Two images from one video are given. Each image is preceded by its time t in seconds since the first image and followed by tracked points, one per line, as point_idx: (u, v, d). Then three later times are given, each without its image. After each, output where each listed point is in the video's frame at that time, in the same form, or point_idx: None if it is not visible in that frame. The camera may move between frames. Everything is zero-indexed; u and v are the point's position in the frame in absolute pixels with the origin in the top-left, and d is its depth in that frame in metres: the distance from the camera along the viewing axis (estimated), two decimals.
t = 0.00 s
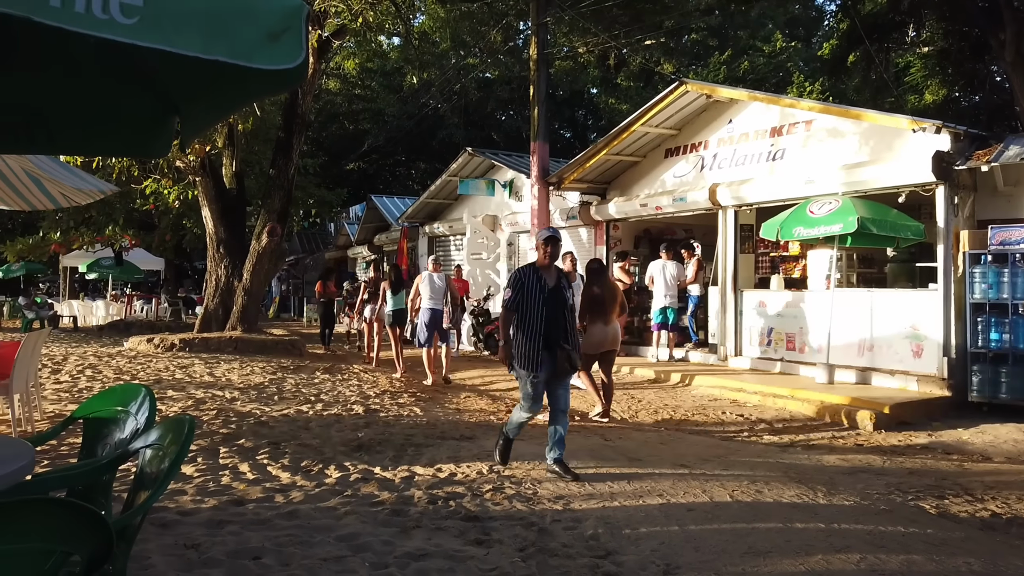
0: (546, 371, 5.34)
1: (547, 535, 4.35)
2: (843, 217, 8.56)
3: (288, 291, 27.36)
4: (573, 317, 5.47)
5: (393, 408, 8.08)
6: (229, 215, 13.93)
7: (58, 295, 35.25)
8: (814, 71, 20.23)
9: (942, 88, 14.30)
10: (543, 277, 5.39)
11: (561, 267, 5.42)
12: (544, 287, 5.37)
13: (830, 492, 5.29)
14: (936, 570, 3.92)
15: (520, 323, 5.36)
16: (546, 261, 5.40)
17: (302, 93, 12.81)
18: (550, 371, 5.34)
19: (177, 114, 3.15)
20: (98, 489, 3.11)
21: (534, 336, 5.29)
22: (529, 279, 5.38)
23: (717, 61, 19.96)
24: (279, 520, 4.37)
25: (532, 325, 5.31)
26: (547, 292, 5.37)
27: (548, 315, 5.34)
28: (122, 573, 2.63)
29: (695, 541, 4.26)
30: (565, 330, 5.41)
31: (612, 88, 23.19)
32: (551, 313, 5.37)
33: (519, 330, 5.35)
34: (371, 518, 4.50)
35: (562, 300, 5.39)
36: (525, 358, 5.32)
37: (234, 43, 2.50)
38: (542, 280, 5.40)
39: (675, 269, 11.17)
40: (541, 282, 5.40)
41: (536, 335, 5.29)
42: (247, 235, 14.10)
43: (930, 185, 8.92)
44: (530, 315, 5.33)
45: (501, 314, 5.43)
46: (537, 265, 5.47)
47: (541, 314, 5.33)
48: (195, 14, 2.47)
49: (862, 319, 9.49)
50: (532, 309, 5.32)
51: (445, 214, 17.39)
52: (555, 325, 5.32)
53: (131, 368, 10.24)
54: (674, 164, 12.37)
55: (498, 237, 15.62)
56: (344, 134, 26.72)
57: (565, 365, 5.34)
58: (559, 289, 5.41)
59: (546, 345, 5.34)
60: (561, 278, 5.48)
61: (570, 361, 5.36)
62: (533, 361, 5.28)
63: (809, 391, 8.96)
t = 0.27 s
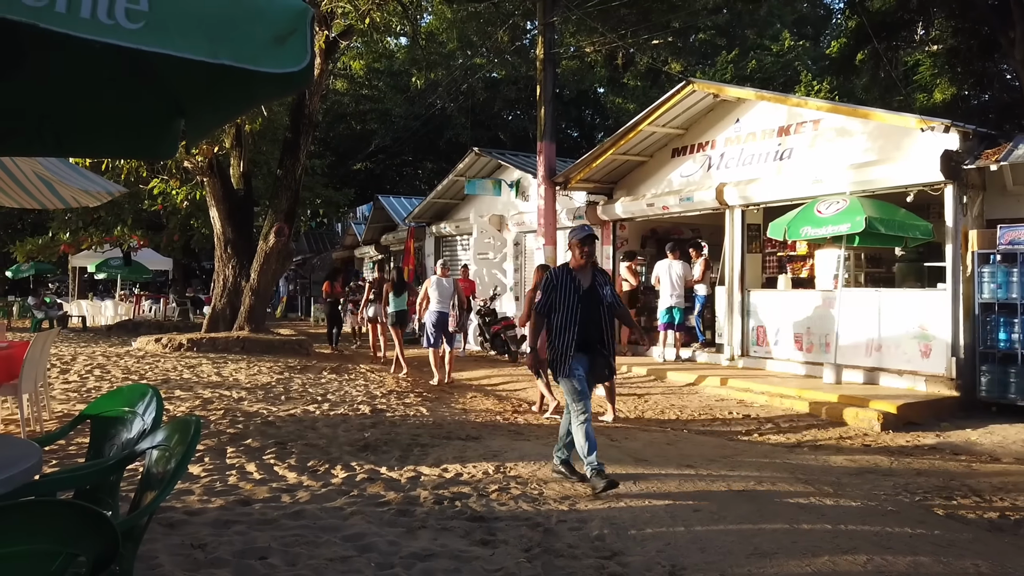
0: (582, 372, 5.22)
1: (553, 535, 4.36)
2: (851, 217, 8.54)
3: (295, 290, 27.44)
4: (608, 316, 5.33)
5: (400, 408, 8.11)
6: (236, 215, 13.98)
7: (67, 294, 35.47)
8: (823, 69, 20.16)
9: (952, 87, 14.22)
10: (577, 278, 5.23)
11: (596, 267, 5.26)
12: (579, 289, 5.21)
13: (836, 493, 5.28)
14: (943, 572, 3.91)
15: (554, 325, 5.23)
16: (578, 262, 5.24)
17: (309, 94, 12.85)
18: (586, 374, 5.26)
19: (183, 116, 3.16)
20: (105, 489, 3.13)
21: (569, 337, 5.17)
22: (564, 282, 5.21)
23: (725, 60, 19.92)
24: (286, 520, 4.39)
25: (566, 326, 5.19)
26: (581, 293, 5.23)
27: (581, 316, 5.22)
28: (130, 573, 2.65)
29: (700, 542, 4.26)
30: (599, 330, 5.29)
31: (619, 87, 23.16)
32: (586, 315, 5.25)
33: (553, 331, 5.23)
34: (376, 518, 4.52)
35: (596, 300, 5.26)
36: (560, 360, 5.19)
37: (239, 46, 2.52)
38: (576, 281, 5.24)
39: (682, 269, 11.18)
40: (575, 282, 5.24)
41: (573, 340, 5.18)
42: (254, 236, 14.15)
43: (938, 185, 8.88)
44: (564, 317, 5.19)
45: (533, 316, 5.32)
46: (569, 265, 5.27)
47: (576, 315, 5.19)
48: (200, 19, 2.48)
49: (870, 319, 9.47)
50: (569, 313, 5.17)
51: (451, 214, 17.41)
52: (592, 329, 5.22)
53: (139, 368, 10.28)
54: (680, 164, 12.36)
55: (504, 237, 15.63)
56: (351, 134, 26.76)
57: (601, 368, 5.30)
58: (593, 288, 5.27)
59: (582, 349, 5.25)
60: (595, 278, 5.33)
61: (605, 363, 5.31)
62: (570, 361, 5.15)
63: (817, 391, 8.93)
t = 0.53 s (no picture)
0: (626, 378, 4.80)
1: (559, 534, 4.36)
2: (857, 216, 8.51)
3: (301, 290, 27.49)
4: (649, 317, 4.96)
5: (405, 408, 8.12)
6: (242, 215, 14.01)
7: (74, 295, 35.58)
8: (829, 68, 20.10)
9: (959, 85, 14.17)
10: (616, 277, 4.89)
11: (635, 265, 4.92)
12: (618, 288, 4.86)
13: (843, 493, 5.27)
14: (950, 572, 3.90)
15: (593, 328, 4.82)
16: (616, 259, 4.91)
17: (315, 93, 12.87)
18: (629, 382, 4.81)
19: (190, 117, 3.18)
20: (114, 487, 3.15)
21: (612, 339, 4.75)
22: (602, 281, 4.86)
23: (730, 59, 19.89)
24: (292, 519, 4.40)
25: (608, 328, 4.77)
26: (621, 291, 4.86)
27: (623, 317, 4.84)
28: (137, 571, 2.65)
29: (707, 542, 4.25)
30: (641, 332, 4.90)
31: (624, 87, 23.13)
32: (627, 317, 4.86)
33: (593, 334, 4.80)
34: (383, 517, 4.52)
35: (637, 300, 4.90)
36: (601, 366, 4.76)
37: (248, 46, 2.53)
38: (615, 280, 4.89)
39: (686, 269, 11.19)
40: (614, 281, 4.89)
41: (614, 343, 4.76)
42: (260, 235, 14.18)
43: (945, 184, 8.85)
44: (605, 317, 4.79)
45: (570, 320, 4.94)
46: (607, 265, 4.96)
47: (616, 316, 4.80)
48: (209, 20, 2.50)
49: (877, 318, 9.46)
50: (608, 313, 4.79)
51: (457, 214, 17.43)
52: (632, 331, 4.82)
53: (146, 367, 10.31)
54: (686, 163, 12.34)
55: (510, 237, 15.63)
56: (356, 134, 26.79)
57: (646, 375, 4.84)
58: (634, 288, 4.92)
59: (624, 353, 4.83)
60: (634, 277, 4.98)
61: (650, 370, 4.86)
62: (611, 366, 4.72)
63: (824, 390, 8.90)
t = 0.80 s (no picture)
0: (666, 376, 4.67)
1: (565, 534, 4.36)
2: (866, 215, 8.48)
3: (308, 290, 27.56)
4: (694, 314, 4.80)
5: (412, 407, 8.13)
6: (250, 215, 14.06)
7: (84, 294, 35.74)
8: (837, 66, 20.03)
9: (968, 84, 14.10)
10: (661, 271, 4.74)
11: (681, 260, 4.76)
12: (662, 283, 4.70)
13: (851, 493, 5.26)
14: (958, 572, 3.90)
15: (635, 323, 4.69)
16: (663, 252, 4.75)
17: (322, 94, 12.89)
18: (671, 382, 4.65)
19: (197, 117, 3.19)
20: (124, 485, 3.17)
21: (655, 336, 4.62)
22: (646, 275, 4.71)
23: (738, 58, 19.88)
24: (300, 517, 4.42)
25: (652, 324, 4.64)
26: (667, 286, 4.71)
27: (666, 314, 4.68)
28: (147, 569, 2.67)
29: (714, 541, 4.25)
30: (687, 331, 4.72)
31: (632, 86, 23.11)
32: (671, 313, 4.70)
33: (635, 329, 4.67)
34: (390, 516, 4.53)
35: (683, 296, 4.73)
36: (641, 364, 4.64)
37: (255, 46, 2.53)
38: (660, 274, 4.73)
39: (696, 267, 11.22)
40: (659, 275, 4.73)
41: (655, 341, 4.62)
42: (268, 235, 14.23)
43: (954, 183, 8.81)
44: (649, 313, 4.66)
45: (610, 313, 4.74)
46: (654, 259, 4.80)
47: (659, 312, 4.65)
48: (217, 19, 2.50)
49: (885, 317, 9.44)
50: (650, 310, 4.65)
51: (463, 213, 17.44)
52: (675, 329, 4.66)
53: (155, 367, 10.36)
54: (693, 162, 12.32)
55: (516, 237, 15.65)
56: (364, 134, 26.83)
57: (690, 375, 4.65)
58: (680, 283, 4.75)
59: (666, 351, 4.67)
60: (679, 273, 4.82)
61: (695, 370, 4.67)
62: (650, 365, 4.61)
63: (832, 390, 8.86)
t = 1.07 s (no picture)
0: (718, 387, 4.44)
1: (569, 533, 4.36)
2: (870, 214, 8.45)
3: (313, 290, 27.61)
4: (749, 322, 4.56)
5: (416, 406, 8.14)
6: (255, 215, 14.09)
7: (90, 294, 35.86)
8: (842, 65, 19.96)
9: (974, 82, 14.06)
10: (717, 273, 4.50)
11: (737, 263, 4.53)
12: (718, 286, 4.46)
13: (855, 493, 5.25)
14: (962, 572, 3.89)
15: (689, 328, 4.45)
16: (720, 254, 4.50)
17: (326, 93, 12.90)
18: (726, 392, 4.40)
19: (201, 118, 3.21)
20: (128, 484, 3.18)
21: (709, 343, 4.39)
22: (702, 276, 4.47)
23: (742, 57, 19.86)
24: (304, 516, 4.43)
25: (706, 330, 4.41)
26: (723, 291, 4.47)
27: (722, 320, 4.44)
28: (150, 566, 2.68)
29: (717, 541, 4.25)
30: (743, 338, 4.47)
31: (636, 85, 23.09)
32: (727, 319, 4.46)
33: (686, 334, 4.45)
34: (394, 515, 4.54)
35: (739, 302, 4.49)
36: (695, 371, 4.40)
37: (257, 45, 2.54)
38: (716, 277, 4.49)
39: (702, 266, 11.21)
40: (714, 277, 4.49)
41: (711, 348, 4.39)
42: (273, 235, 14.26)
43: (959, 181, 8.76)
44: (702, 318, 4.42)
45: (662, 316, 4.51)
46: (709, 259, 4.57)
47: (714, 317, 4.42)
48: (220, 18, 2.51)
49: (890, 317, 9.40)
50: (705, 314, 4.42)
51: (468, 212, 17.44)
52: (731, 336, 4.42)
53: (160, 366, 10.39)
54: (698, 161, 12.31)
55: (521, 236, 15.65)
56: (368, 133, 26.83)
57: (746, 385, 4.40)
58: (736, 288, 4.51)
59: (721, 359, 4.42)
60: (735, 276, 4.58)
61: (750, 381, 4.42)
62: (704, 373, 4.37)
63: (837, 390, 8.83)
